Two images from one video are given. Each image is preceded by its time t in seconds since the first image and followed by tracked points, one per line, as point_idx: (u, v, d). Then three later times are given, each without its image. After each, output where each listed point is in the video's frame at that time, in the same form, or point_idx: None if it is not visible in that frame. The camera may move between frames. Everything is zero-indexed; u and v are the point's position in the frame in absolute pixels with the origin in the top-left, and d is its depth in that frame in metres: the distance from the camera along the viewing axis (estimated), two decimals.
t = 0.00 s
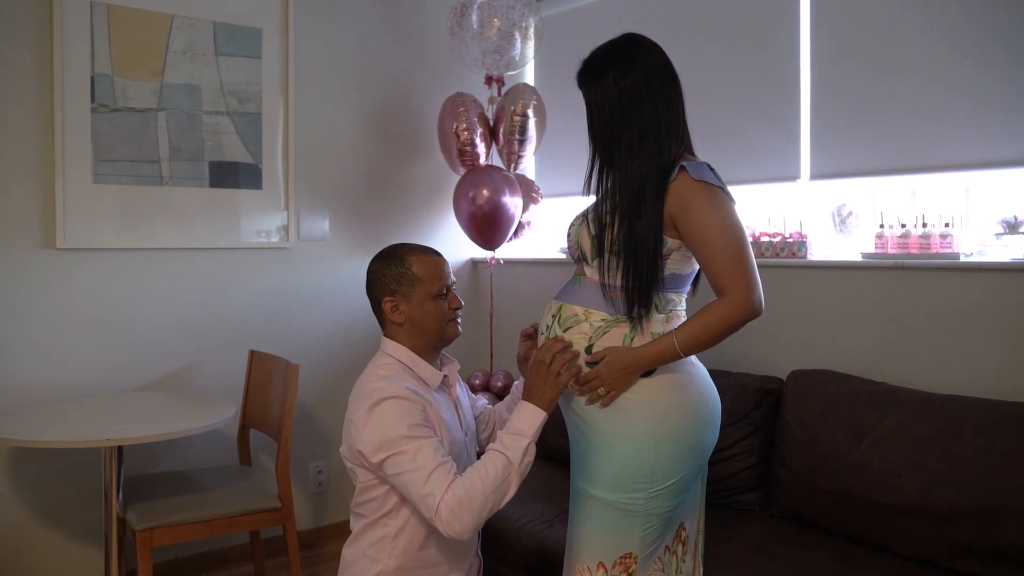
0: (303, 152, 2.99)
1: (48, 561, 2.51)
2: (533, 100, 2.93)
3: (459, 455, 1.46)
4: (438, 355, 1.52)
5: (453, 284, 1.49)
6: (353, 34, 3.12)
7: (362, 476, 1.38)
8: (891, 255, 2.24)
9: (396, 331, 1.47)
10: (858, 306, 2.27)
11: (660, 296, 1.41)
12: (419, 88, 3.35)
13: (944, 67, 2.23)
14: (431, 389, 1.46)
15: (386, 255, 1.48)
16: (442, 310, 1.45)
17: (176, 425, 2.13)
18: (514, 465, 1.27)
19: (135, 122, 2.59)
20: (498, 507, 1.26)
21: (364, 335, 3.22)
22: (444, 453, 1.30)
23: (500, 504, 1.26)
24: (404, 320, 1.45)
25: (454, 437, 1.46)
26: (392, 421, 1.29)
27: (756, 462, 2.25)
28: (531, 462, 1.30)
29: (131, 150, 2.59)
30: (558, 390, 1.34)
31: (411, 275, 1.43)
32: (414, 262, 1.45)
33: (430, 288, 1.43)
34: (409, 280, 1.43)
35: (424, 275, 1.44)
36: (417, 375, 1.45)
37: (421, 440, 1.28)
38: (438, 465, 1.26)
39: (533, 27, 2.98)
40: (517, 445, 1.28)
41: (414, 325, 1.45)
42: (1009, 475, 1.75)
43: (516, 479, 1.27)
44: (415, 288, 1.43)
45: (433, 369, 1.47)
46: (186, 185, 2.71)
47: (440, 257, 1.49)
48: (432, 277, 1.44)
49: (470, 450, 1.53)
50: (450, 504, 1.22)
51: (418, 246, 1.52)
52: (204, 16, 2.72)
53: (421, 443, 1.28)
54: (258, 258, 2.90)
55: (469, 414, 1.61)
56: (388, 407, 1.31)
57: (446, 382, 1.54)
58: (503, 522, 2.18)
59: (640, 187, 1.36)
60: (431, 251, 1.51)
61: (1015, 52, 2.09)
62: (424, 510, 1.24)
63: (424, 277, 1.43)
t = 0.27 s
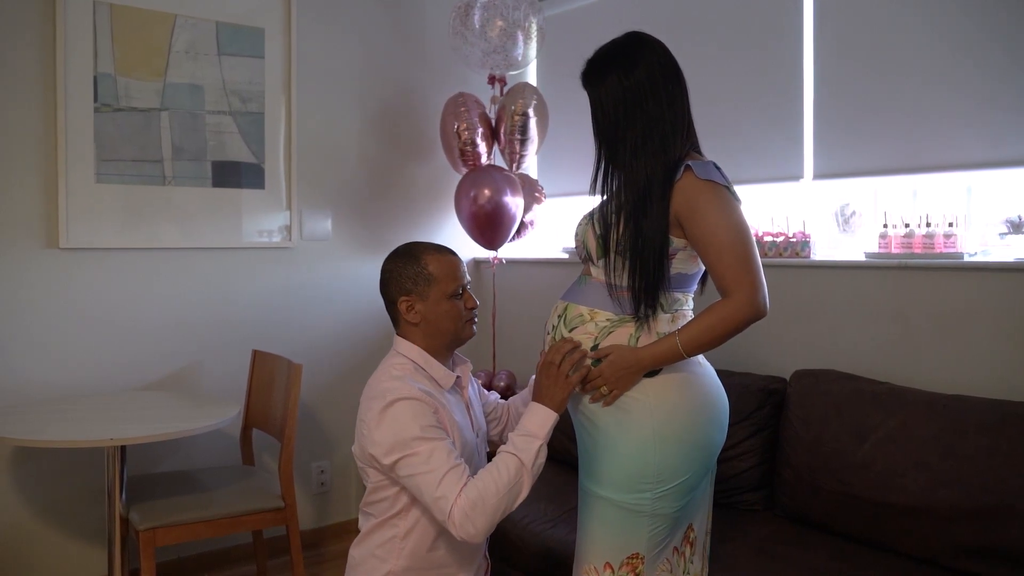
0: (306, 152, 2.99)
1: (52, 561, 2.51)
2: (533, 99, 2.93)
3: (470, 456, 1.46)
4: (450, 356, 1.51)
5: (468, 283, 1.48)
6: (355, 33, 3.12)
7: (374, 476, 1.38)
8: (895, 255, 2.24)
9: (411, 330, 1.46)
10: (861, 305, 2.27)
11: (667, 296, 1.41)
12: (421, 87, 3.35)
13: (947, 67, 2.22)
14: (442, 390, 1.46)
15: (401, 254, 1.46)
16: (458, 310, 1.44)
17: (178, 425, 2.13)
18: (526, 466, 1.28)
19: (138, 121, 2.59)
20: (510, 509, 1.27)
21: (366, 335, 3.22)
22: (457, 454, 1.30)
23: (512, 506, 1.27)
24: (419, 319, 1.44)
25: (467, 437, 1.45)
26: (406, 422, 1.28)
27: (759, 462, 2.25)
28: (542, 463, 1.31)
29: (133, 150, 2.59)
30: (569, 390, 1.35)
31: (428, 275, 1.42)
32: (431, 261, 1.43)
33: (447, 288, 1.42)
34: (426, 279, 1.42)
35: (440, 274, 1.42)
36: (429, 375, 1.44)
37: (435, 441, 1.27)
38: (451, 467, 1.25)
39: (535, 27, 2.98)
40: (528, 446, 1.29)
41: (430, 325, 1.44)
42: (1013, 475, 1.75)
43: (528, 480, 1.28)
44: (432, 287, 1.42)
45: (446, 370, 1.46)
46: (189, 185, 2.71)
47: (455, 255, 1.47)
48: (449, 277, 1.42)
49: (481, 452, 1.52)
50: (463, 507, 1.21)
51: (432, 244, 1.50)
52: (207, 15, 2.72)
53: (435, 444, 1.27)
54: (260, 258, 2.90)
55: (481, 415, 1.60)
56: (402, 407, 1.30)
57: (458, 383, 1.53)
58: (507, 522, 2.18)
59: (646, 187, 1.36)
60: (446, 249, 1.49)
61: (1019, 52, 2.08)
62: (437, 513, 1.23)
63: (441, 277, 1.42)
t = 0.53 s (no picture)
0: (307, 151, 2.99)
1: (54, 561, 2.51)
2: (533, 99, 2.93)
3: (482, 459, 1.45)
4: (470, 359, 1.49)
5: (492, 284, 1.46)
6: (356, 33, 3.12)
7: (384, 476, 1.38)
8: (896, 255, 2.24)
9: (435, 331, 1.43)
10: (863, 306, 2.27)
11: (669, 296, 1.41)
12: (423, 87, 3.35)
13: (949, 67, 2.23)
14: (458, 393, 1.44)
15: (428, 254, 1.44)
16: (484, 312, 1.41)
17: (180, 425, 2.13)
18: (536, 469, 1.27)
19: (139, 121, 2.59)
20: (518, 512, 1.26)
21: (367, 334, 3.22)
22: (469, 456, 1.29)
23: (521, 509, 1.26)
24: (445, 321, 1.42)
25: (479, 440, 1.44)
26: (420, 423, 1.27)
27: (761, 462, 2.25)
28: (551, 466, 1.30)
29: (135, 150, 2.59)
30: (573, 391, 1.35)
31: (454, 276, 1.39)
32: (458, 261, 1.41)
33: (473, 290, 1.40)
34: (452, 281, 1.39)
35: (467, 276, 1.40)
36: (444, 377, 1.42)
37: (448, 443, 1.26)
38: (463, 470, 1.24)
39: (536, 27, 2.98)
40: (537, 448, 1.29)
41: (455, 327, 1.41)
42: (1014, 475, 1.75)
43: (537, 483, 1.28)
44: (458, 289, 1.39)
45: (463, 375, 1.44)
46: (190, 185, 2.71)
47: (481, 257, 1.45)
48: (476, 278, 1.40)
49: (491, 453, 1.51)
50: (473, 510, 1.21)
51: (459, 245, 1.47)
52: (208, 16, 2.72)
53: (448, 446, 1.26)
54: (262, 257, 2.90)
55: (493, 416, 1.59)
56: (416, 408, 1.29)
57: (473, 387, 1.50)
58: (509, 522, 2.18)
59: (648, 187, 1.36)
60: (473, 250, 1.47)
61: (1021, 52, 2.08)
62: (448, 516, 1.22)
63: (468, 278, 1.40)
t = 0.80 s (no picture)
0: (310, 153, 2.99)
1: (58, 562, 2.51)
2: (535, 100, 2.93)
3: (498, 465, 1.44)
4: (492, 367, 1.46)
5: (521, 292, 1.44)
6: (359, 35, 3.12)
7: (399, 478, 1.38)
8: (900, 257, 2.24)
9: (463, 338, 1.41)
10: (867, 307, 2.27)
11: (676, 299, 1.41)
12: (426, 89, 3.35)
13: (953, 69, 2.23)
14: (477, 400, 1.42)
15: (458, 260, 1.42)
16: (514, 320, 1.39)
17: (185, 427, 2.12)
18: (549, 474, 1.28)
19: (144, 123, 2.59)
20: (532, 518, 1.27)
21: (370, 335, 3.22)
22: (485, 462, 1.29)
23: (535, 515, 1.27)
24: (475, 328, 1.39)
25: (496, 446, 1.44)
26: (439, 427, 1.27)
27: (766, 464, 2.26)
28: (563, 471, 1.30)
29: (140, 151, 2.60)
30: (581, 394, 1.35)
31: (486, 283, 1.37)
32: (490, 268, 1.39)
33: (505, 297, 1.38)
34: (484, 288, 1.37)
35: (499, 283, 1.38)
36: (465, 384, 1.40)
37: (466, 448, 1.26)
38: (481, 475, 1.24)
39: (539, 28, 2.98)
40: (550, 453, 1.29)
41: (484, 334, 1.39)
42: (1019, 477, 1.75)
43: (550, 487, 1.28)
44: (490, 296, 1.37)
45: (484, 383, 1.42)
46: (194, 186, 2.71)
47: (509, 263, 1.43)
48: (508, 286, 1.38)
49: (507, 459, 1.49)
50: (490, 516, 1.21)
51: (488, 252, 1.45)
52: (212, 17, 2.72)
53: (466, 452, 1.26)
54: (265, 258, 2.90)
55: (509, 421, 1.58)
56: (435, 412, 1.29)
57: (491, 395, 1.47)
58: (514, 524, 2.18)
59: (652, 191, 1.36)
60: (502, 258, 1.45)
61: None
62: (464, 522, 1.22)
63: (500, 285, 1.38)
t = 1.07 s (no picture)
0: (316, 154, 2.99)
1: (64, 563, 2.52)
2: (539, 101, 2.93)
3: (512, 470, 1.45)
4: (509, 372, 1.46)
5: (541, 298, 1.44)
6: (364, 36, 3.12)
7: (413, 480, 1.38)
8: (906, 258, 2.24)
9: (484, 343, 1.41)
10: (873, 309, 2.27)
11: (684, 300, 1.41)
12: (431, 90, 3.35)
13: (959, 71, 2.23)
14: (494, 405, 1.43)
15: (480, 265, 1.42)
16: (535, 325, 1.39)
17: (192, 429, 2.13)
18: (562, 478, 1.29)
19: (150, 124, 2.60)
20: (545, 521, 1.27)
21: (375, 336, 3.22)
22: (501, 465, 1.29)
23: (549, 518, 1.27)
24: (497, 333, 1.39)
25: (510, 450, 1.44)
26: (456, 430, 1.27)
27: (772, 465, 2.26)
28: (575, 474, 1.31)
29: (146, 152, 2.60)
30: (592, 396, 1.35)
31: (508, 289, 1.37)
32: (512, 274, 1.39)
33: (527, 303, 1.38)
34: (506, 293, 1.37)
35: (522, 288, 1.38)
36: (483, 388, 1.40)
37: (483, 452, 1.26)
38: (497, 479, 1.24)
39: (543, 30, 2.98)
40: (563, 456, 1.30)
41: (506, 340, 1.39)
42: None
43: (563, 490, 1.29)
44: (512, 301, 1.37)
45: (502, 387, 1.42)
46: (200, 187, 2.71)
47: (531, 269, 1.43)
48: (531, 292, 1.38)
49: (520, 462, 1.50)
50: (505, 519, 1.21)
51: (509, 257, 1.45)
52: (218, 18, 2.72)
53: (483, 455, 1.26)
54: (271, 259, 2.90)
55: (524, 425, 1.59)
56: (452, 415, 1.29)
57: (507, 400, 1.47)
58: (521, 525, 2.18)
59: (661, 194, 1.36)
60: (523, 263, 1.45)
61: None
62: (479, 525, 1.22)
63: (522, 291, 1.38)
